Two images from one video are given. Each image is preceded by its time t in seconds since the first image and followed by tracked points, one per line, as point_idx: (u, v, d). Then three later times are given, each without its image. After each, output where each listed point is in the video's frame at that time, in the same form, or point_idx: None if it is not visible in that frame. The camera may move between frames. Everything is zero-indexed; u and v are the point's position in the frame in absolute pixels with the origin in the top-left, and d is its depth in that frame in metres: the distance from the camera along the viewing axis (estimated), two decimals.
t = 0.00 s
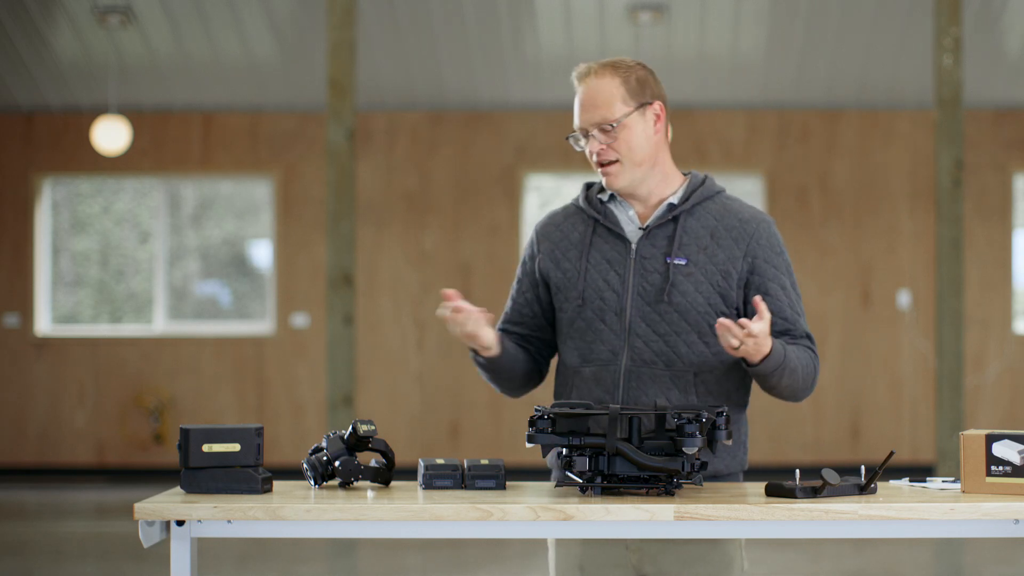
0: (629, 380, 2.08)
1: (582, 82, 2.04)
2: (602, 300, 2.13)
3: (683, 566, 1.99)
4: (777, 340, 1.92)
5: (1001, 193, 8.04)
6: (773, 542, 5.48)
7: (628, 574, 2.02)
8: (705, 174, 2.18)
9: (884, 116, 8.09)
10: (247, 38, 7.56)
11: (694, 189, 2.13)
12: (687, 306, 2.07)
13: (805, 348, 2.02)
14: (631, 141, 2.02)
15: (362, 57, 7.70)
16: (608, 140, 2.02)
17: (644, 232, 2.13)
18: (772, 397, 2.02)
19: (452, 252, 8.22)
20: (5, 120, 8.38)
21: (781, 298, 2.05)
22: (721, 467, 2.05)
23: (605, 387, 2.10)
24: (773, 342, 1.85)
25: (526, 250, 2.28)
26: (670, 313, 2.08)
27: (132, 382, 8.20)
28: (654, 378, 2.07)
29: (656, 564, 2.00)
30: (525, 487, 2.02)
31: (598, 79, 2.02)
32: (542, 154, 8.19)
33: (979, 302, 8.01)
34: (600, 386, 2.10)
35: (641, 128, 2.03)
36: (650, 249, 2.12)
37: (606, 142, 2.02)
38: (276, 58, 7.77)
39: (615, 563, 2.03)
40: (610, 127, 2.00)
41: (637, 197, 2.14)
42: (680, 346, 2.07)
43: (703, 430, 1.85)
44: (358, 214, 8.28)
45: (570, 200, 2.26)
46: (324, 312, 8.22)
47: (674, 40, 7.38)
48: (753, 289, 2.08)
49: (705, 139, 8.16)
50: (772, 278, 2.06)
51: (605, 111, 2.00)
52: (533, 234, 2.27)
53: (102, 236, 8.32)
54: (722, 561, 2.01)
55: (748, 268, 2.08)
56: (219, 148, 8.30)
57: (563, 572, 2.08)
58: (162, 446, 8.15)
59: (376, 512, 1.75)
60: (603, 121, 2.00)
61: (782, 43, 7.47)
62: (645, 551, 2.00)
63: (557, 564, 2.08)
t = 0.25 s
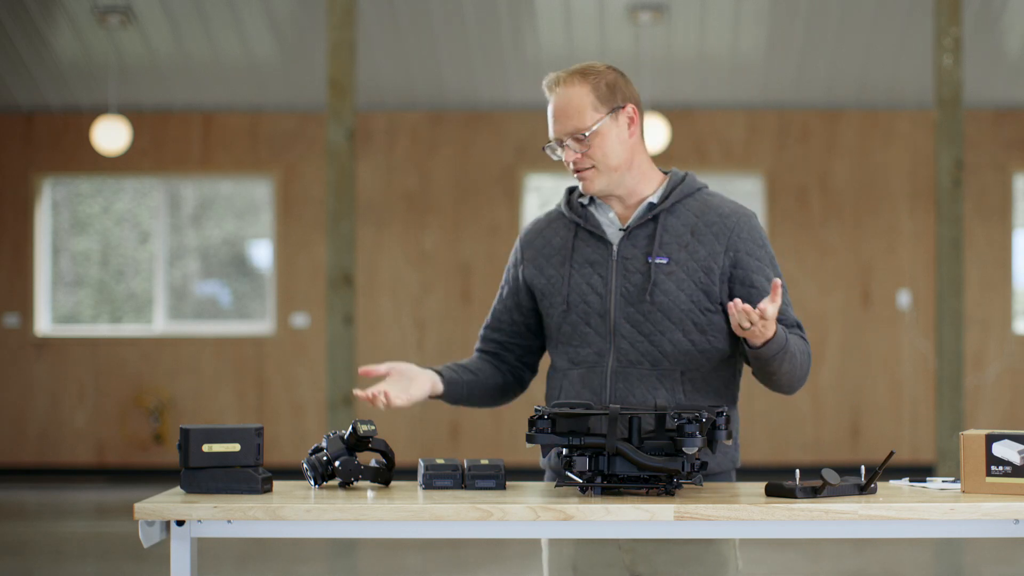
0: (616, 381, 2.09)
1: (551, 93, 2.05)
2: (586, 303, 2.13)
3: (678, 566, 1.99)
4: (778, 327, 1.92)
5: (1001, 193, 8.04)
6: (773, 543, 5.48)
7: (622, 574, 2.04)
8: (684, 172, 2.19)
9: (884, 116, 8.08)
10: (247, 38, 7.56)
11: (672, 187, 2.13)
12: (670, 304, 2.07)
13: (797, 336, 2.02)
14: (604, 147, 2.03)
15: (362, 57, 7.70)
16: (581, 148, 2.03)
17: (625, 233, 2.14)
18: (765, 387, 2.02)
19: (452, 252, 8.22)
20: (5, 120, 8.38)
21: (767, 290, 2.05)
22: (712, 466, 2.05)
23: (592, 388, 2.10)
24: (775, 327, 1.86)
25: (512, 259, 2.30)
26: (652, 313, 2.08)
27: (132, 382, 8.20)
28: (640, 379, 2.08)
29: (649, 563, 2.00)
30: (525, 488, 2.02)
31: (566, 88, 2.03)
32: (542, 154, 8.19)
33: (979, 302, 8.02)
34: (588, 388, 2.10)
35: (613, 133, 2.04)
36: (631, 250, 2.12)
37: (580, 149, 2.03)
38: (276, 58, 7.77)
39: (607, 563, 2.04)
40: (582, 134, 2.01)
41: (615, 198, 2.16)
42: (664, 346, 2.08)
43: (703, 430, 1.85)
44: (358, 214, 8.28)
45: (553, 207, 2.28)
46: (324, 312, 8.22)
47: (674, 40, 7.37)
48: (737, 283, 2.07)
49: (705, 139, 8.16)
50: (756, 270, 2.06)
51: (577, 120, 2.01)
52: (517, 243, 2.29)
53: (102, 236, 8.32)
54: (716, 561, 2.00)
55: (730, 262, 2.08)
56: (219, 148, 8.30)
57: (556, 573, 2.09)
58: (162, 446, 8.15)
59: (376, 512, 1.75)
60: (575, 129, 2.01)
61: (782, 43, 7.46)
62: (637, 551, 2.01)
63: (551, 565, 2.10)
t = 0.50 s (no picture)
0: (605, 382, 2.09)
1: (540, 88, 2.05)
2: (572, 306, 2.14)
3: (671, 567, 1.99)
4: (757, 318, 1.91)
5: (1001, 193, 8.04)
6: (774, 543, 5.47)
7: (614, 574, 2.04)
8: (666, 170, 2.19)
9: (884, 116, 8.09)
10: (247, 38, 7.56)
11: (653, 186, 2.14)
12: (654, 303, 2.07)
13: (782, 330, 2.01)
14: (592, 143, 2.03)
15: (362, 57, 7.70)
16: (570, 143, 2.03)
17: (608, 235, 2.14)
18: (753, 381, 2.03)
19: (452, 252, 8.22)
20: (5, 120, 8.38)
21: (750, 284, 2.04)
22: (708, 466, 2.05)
23: (581, 390, 2.10)
24: (751, 315, 1.86)
25: (502, 269, 2.31)
26: (638, 314, 2.08)
27: (132, 382, 8.20)
28: (629, 380, 2.08)
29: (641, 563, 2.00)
30: (526, 487, 2.02)
31: (555, 84, 2.03)
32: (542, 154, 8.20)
33: (979, 302, 8.02)
34: (578, 390, 2.11)
35: (600, 131, 2.04)
36: (614, 252, 2.13)
37: (567, 145, 2.03)
38: (276, 58, 7.77)
39: (600, 563, 2.05)
40: (571, 129, 2.01)
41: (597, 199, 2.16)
42: (651, 346, 2.07)
43: (703, 430, 1.85)
44: (358, 214, 8.28)
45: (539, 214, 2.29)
46: (324, 312, 8.22)
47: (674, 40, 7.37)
48: (720, 278, 2.07)
49: (705, 139, 8.16)
50: (738, 265, 2.05)
51: (566, 115, 2.01)
52: (506, 252, 2.30)
53: (102, 236, 8.32)
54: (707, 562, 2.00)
55: (713, 258, 2.08)
56: (219, 148, 8.30)
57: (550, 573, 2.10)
58: (162, 446, 8.15)
59: (376, 512, 1.75)
60: (563, 125, 2.01)
61: (782, 43, 7.46)
62: (628, 552, 2.02)
63: (544, 566, 2.11)
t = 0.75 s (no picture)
0: (599, 381, 2.09)
1: (564, 71, 2.10)
2: (568, 304, 2.14)
3: (667, 567, 1.99)
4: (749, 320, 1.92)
5: (1001, 193, 8.05)
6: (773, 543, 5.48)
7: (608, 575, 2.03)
8: (664, 171, 2.20)
9: (884, 116, 8.09)
10: (247, 38, 7.56)
11: (652, 186, 2.14)
12: (650, 303, 2.08)
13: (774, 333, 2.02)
14: (609, 131, 2.08)
15: (362, 57, 7.70)
16: (590, 124, 2.06)
17: (605, 234, 2.14)
18: (745, 384, 2.03)
19: (452, 252, 8.21)
20: (5, 120, 8.39)
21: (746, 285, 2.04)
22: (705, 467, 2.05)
23: (576, 389, 2.10)
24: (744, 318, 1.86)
25: (497, 265, 2.30)
26: (634, 312, 2.08)
27: (132, 382, 8.20)
28: (624, 379, 2.08)
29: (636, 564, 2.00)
30: (525, 487, 2.02)
31: (580, 67, 2.09)
32: (542, 154, 8.20)
33: (979, 302, 8.02)
34: (573, 389, 2.10)
35: (618, 121, 2.09)
36: (611, 250, 2.13)
37: (587, 125, 2.06)
38: (276, 58, 7.77)
39: (594, 563, 2.04)
40: (594, 110, 2.06)
41: (599, 197, 2.16)
42: (647, 344, 2.08)
43: (703, 430, 1.85)
44: (358, 214, 8.28)
45: (536, 210, 2.29)
46: (324, 312, 8.22)
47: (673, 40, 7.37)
48: (716, 279, 2.08)
49: (705, 139, 8.16)
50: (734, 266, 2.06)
51: (590, 96, 2.06)
52: (501, 248, 2.30)
53: (102, 236, 8.32)
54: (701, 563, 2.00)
55: (709, 259, 2.09)
56: (219, 148, 8.30)
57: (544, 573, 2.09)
58: (162, 446, 8.16)
59: (376, 512, 1.75)
60: (587, 104, 2.06)
61: (782, 43, 7.46)
62: (624, 553, 2.01)
63: (539, 565, 2.09)
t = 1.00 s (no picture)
0: (602, 379, 2.08)
1: (589, 63, 2.11)
2: (573, 301, 2.13)
3: (666, 567, 1.99)
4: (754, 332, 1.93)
5: (1001, 193, 8.05)
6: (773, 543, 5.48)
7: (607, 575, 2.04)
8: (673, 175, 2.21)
9: (884, 116, 8.09)
10: (247, 38, 7.56)
11: (662, 189, 2.15)
12: (657, 303, 2.08)
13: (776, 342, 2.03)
14: (628, 127, 2.08)
15: (362, 57, 7.70)
16: (611, 117, 2.06)
17: (614, 232, 2.15)
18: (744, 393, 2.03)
19: (452, 252, 8.21)
20: (5, 120, 8.39)
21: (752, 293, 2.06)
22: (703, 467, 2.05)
23: (577, 387, 2.09)
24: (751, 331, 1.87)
25: (498, 257, 2.28)
26: (640, 312, 2.09)
27: (132, 382, 8.20)
28: (626, 378, 2.08)
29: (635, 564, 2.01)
30: (525, 487, 2.02)
31: (605, 61, 2.09)
32: (542, 154, 8.20)
33: (979, 302, 8.02)
34: (574, 387, 2.10)
35: (637, 119, 2.10)
36: (619, 249, 2.13)
37: (608, 118, 2.06)
38: (276, 58, 7.77)
39: (593, 563, 2.05)
40: (616, 104, 2.06)
41: (609, 195, 2.17)
42: (651, 344, 2.08)
43: (703, 430, 1.85)
44: (358, 214, 8.28)
45: (540, 205, 2.28)
46: (324, 312, 8.22)
47: (673, 40, 7.37)
48: (722, 285, 2.10)
49: (705, 139, 8.16)
50: (741, 273, 2.08)
51: (613, 89, 2.06)
52: (503, 241, 2.28)
53: (103, 236, 8.32)
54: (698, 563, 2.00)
55: (717, 264, 2.10)
56: (219, 148, 8.30)
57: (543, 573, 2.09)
58: (162, 446, 8.16)
59: (376, 512, 1.75)
60: (610, 97, 2.06)
61: (782, 43, 7.46)
62: (623, 553, 2.02)
63: (538, 566, 2.10)
